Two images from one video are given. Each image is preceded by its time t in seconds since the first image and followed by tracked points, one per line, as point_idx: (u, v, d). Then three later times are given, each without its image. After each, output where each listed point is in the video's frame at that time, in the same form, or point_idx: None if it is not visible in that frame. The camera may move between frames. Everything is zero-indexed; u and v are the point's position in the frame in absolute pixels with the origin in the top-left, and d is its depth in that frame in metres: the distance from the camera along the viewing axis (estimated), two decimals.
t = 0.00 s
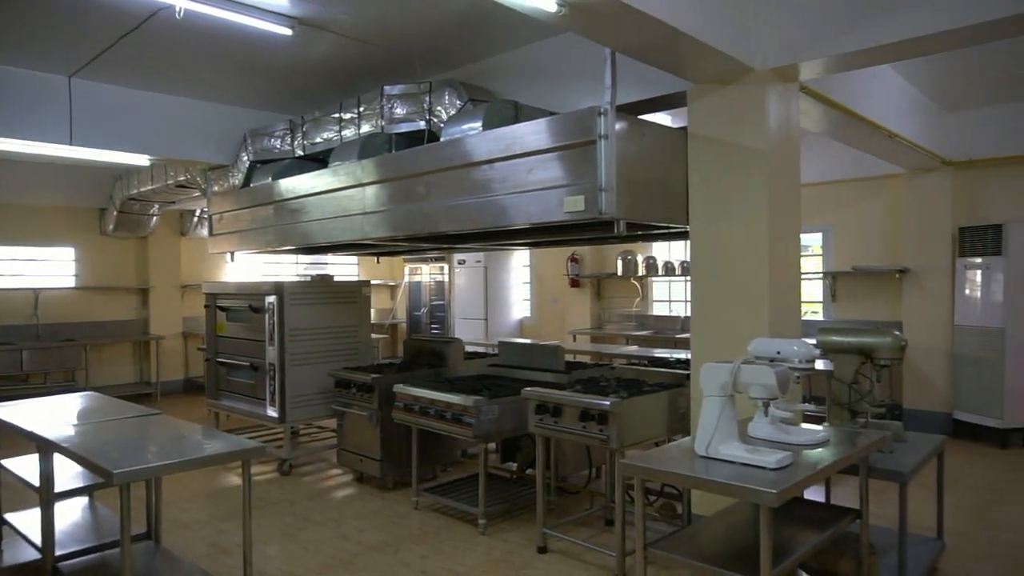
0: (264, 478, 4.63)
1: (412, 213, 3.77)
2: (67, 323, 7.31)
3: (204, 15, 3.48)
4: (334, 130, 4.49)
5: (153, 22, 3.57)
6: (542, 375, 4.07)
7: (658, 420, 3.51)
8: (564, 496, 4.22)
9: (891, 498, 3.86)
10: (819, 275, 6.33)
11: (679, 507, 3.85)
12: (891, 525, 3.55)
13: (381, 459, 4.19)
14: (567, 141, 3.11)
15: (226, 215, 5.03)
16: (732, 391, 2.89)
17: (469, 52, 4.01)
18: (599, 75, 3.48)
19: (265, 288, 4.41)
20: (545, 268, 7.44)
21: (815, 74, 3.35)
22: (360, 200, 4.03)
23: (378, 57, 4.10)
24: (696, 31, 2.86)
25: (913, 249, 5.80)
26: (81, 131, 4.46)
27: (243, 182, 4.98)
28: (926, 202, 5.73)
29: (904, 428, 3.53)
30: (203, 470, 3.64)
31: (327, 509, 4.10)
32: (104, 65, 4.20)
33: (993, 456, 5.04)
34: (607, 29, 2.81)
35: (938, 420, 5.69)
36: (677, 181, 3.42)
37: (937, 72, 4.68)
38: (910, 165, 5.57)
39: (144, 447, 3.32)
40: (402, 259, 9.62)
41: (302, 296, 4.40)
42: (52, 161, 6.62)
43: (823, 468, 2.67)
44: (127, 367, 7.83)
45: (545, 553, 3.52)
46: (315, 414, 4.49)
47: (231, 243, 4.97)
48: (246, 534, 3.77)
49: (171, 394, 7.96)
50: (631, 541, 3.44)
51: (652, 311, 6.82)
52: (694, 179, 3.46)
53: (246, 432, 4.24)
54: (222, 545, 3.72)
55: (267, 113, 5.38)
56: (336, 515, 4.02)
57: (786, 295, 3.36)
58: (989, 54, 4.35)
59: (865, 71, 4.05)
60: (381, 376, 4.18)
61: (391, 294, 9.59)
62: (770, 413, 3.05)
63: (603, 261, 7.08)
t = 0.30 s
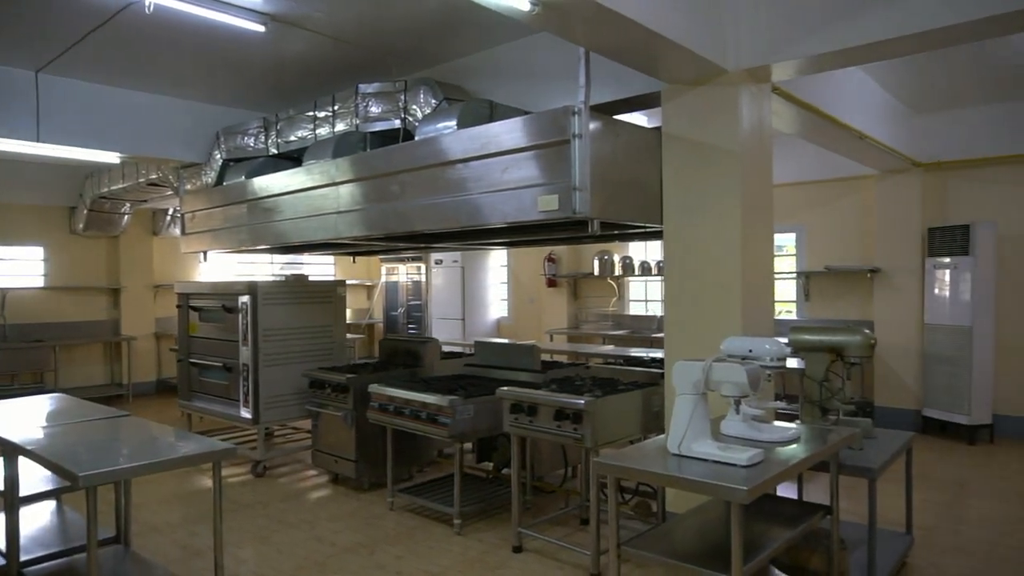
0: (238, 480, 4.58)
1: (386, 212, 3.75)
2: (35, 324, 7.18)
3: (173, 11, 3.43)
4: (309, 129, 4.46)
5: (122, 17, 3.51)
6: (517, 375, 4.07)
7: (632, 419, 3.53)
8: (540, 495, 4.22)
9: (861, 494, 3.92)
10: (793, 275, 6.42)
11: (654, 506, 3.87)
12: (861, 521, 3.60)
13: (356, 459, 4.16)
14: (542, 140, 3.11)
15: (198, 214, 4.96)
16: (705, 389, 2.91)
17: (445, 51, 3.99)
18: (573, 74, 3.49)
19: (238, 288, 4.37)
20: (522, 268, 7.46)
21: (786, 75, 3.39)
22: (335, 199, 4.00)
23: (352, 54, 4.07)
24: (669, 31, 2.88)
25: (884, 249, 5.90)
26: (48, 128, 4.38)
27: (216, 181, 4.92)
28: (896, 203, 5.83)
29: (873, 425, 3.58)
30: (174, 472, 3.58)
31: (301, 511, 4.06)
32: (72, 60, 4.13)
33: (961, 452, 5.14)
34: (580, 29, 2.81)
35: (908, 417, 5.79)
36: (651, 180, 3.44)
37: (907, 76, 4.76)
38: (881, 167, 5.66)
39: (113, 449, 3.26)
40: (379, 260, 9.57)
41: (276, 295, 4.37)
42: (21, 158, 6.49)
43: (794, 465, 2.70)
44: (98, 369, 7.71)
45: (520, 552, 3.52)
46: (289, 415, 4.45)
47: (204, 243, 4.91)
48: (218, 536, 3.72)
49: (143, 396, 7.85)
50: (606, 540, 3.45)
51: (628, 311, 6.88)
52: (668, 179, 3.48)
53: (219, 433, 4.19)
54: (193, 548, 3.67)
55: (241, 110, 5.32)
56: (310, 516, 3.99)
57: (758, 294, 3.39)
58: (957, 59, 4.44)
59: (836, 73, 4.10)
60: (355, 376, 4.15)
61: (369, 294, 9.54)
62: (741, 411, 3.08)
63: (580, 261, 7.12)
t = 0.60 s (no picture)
0: (209, 482, 4.51)
1: (360, 211, 3.72)
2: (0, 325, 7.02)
3: (141, 5, 3.36)
4: (282, 127, 4.42)
5: (89, 11, 3.44)
6: (492, 375, 4.06)
7: (606, 418, 3.54)
8: (515, 495, 4.22)
9: (832, 491, 3.97)
10: (766, 275, 6.50)
11: (629, 505, 3.89)
12: (831, 517, 3.64)
13: (329, 461, 4.13)
14: (516, 140, 3.11)
15: (169, 213, 4.89)
16: (676, 388, 2.92)
17: (419, 49, 3.97)
18: (547, 75, 3.50)
19: (209, 287, 4.31)
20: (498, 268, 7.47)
21: (758, 77, 3.42)
22: (308, 198, 3.96)
23: (326, 52, 4.04)
24: (642, 32, 2.89)
25: (854, 249, 5.99)
26: (12, 123, 4.27)
27: (187, 179, 4.85)
28: (867, 205, 5.92)
29: (843, 423, 3.63)
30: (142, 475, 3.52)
31: (274, 513, 4.02)
32: (37, 54, 4.03)
33: (928, 449, 5.23)
34: (554, 28, 2.81)
35: (878, 415, 5.88)
36: (624, 180, 3.45)
37: (876, 82, 4.84)
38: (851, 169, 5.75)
39: (79, 451, 3.19)
40: (354, 259, 9.51)
41: (248, 295, 4.32)
42: None
43: (764, 463, 2.72)
44: (66, 370, 7.57)
45: (495, 552, 3.51)
46: (261, 417, 4.40)
47: (175, 242, 4.84)
48: (188, 539, 3.66)
49: (113, 397, 7.72)
50: (579, 539, 3.46)
51: (604, 311, 6.94)
52: (641, 179, 3.50)
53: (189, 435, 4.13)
54: (162, 552, 3.60)
55: (213, 108, 5.25)
56: (283, 518, 3.94)
57: (730, 294, 3.42)
58: (925, 65, 4.52)
59: (808, 76, 4.15)
60: (329, 376, 4.12)
61: (344, 294, 9.48)
62: (713, 410, 3.10)
63: (556, 261, 7.16)
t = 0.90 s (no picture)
0: (179, 486, 4.44)
1: (333, 211, 3.68)
2: None
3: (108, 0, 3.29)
4: (254, 125, 4.37)
5: (53, 6, 3.36)
6: (467, 376, 4.05)
7: (581, 418, 3.55)
8: (490, 496, 4.21)
9: (803, 490, 4.02)
10: (739, 275, 6.57)
11: (603, 504, 3.90)
12: (802, 515, 3.69)
13: (303, 463, 4.09)
14: (491, 140, 3.09)
15: (138, 211, 4.80)
16: (649, 388, 2.94)
17: (393, 48, 3.95)
18: (521, 75, 3.50)
19: (179, 288, 4.24)
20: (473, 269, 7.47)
21: (731, 80, 3.45)
22: (280, 198, 3.91)
23: (298, 51, 3.99)
24: (615, 33, 2.89)
25: (825, 250, 6.07)
26: None
27: (157, 178, 4.78)
28: (837, 207, 6.01)
29: (814, 422, 3.67)
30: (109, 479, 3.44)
31: (246, 516, 3.96)
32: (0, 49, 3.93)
33: (897, 447, 5.32)
34: (527, 29, 2.80)
35: (849, 413, 5.98)
36: (598, 181, 3.46)
37: (848, 86, 4.92)
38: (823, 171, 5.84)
39: (43, 456, 3.11)
40: (329, 259, 9.44)
41: (220, 296, 4.26)
42: None
43: (735, 463, 2.74)
44: (32, 372, 7.41)
45: (470, 554, 3.50)
46: (233, 419, 4.34)
47: (144, 242, 4.76)
48: (157, 545, 3.59)
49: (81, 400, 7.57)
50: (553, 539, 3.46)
51: (579, 311, 6.97)
52: (615, 181, 3.52)
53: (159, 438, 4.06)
54: (130, 558, 3.53)
55: (184, 106, 5.18)
56: (255, 522, 3.89)
57: (703, 294, 3.45)
58: (895, 70, 4.60)
59: (779, 79, 4.20)
60: (302, 378, 4.07)
61: (319, 294, 9.41)
62: (686, 410, 3.12)
63: (532, 261, 7.18)
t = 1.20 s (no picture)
0: (149, 490, 4.37)
1: (306, 210, 3.65)
2: None
3: None
4: (226, 124, 4.31)
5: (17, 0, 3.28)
6: (442, 376, 4.03)
7: (555, 418, 3.55)
8: (465, 497, 4.20)
9: (774, 488, 4.07)
10: (713, 276, 6.64)
11: (577, 504, 3.92)
12: (773, 513, 3.73)
13: (275, 466, 4.04)
14: (465, 140, 3.09)
15: (106, 210, 4.72)
16: (622, 388, 2.95)
17: (367, 48, 3.92)
18: (495, 76, 3.50)
19: (149, 288, 4.17)
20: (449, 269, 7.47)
21: (704, 82, 3.48)
22: (252, 197, 3.87)
23: (271, 48, 3.95)
24: (589, 34, 2.90)
25: (797, 251, 6.16)
26: None
27: (126, 176, 4.70)
28: (808, 208, 6.10)
29: (785, 421, 3.72)
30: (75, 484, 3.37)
31: (217, 520, 3.91)
32: None
33: (867, 445, 5.41)
34: (501, 30, 2.80)
35: (820, 412, 6.06)
36: (572, 182, 3.47)
37: (819, 89, 4.99)
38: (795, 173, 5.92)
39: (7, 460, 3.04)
40: (303, 259, 9.37)
41: (190, 297, 4.20)
42: None
43: (707, 461, 2.76)
44: None
45: (444, 555, 3.49)
46: (204, 421, 4.28)
47: (112, 241, 4.67)
48: (125, 550, 3.53)
49: (47, 403, 7.42)
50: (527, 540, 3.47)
51: (554, 311, 7.00)
52: (589, 181, 3.53)
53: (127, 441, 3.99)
54: (97, 564, 3.46)
55: (154, 103, 5.11)
56: (226, 525, 3.84)
57: (676, 295, 3.47)
58: (865, 74, 4.68)
59: (751, 82, 4.24)
60: (274, 379, 4.03)
61: (293, 294, 9.34)
62: (659, 409, 3.13)
63: (507, 261, 7.20)
